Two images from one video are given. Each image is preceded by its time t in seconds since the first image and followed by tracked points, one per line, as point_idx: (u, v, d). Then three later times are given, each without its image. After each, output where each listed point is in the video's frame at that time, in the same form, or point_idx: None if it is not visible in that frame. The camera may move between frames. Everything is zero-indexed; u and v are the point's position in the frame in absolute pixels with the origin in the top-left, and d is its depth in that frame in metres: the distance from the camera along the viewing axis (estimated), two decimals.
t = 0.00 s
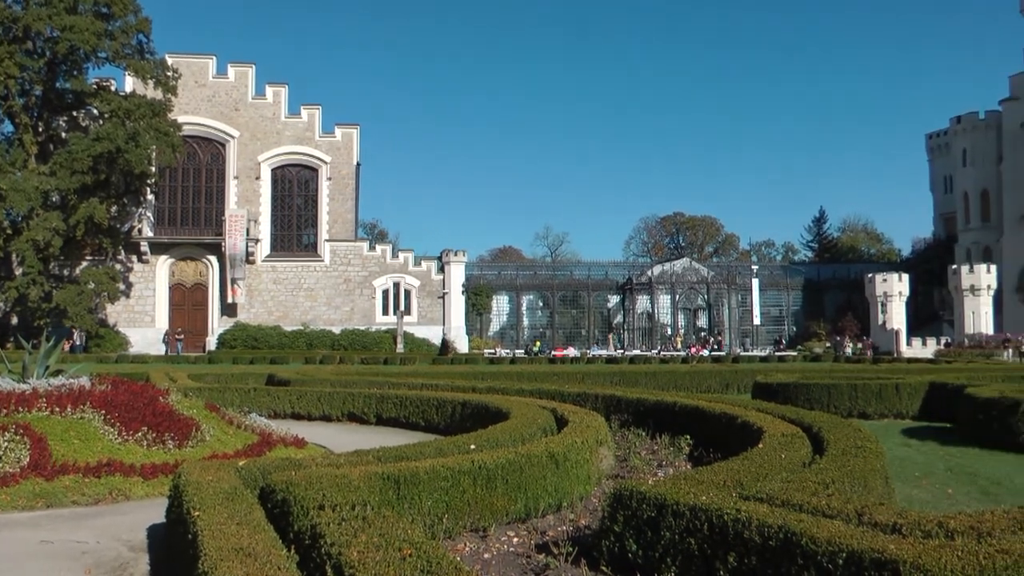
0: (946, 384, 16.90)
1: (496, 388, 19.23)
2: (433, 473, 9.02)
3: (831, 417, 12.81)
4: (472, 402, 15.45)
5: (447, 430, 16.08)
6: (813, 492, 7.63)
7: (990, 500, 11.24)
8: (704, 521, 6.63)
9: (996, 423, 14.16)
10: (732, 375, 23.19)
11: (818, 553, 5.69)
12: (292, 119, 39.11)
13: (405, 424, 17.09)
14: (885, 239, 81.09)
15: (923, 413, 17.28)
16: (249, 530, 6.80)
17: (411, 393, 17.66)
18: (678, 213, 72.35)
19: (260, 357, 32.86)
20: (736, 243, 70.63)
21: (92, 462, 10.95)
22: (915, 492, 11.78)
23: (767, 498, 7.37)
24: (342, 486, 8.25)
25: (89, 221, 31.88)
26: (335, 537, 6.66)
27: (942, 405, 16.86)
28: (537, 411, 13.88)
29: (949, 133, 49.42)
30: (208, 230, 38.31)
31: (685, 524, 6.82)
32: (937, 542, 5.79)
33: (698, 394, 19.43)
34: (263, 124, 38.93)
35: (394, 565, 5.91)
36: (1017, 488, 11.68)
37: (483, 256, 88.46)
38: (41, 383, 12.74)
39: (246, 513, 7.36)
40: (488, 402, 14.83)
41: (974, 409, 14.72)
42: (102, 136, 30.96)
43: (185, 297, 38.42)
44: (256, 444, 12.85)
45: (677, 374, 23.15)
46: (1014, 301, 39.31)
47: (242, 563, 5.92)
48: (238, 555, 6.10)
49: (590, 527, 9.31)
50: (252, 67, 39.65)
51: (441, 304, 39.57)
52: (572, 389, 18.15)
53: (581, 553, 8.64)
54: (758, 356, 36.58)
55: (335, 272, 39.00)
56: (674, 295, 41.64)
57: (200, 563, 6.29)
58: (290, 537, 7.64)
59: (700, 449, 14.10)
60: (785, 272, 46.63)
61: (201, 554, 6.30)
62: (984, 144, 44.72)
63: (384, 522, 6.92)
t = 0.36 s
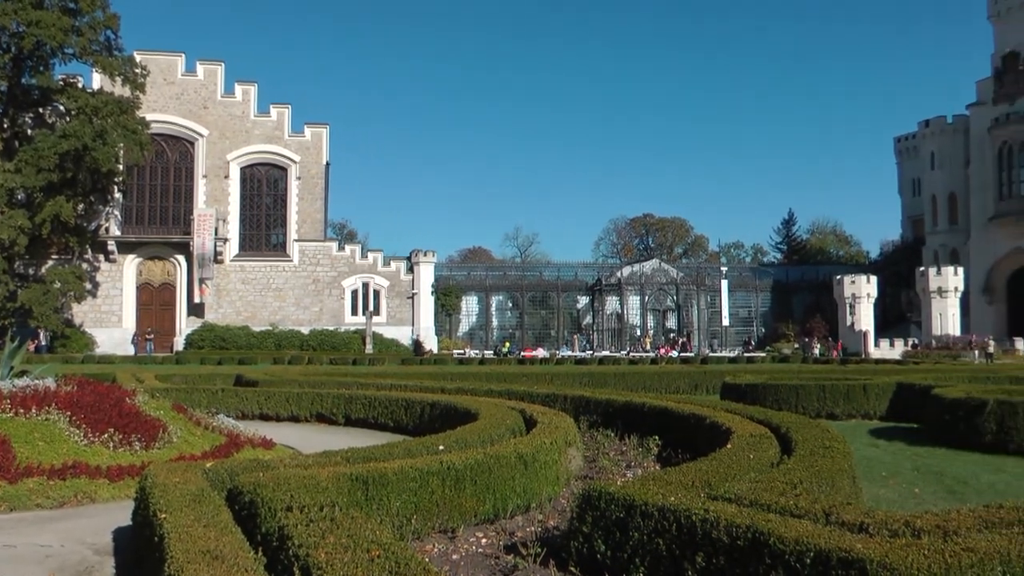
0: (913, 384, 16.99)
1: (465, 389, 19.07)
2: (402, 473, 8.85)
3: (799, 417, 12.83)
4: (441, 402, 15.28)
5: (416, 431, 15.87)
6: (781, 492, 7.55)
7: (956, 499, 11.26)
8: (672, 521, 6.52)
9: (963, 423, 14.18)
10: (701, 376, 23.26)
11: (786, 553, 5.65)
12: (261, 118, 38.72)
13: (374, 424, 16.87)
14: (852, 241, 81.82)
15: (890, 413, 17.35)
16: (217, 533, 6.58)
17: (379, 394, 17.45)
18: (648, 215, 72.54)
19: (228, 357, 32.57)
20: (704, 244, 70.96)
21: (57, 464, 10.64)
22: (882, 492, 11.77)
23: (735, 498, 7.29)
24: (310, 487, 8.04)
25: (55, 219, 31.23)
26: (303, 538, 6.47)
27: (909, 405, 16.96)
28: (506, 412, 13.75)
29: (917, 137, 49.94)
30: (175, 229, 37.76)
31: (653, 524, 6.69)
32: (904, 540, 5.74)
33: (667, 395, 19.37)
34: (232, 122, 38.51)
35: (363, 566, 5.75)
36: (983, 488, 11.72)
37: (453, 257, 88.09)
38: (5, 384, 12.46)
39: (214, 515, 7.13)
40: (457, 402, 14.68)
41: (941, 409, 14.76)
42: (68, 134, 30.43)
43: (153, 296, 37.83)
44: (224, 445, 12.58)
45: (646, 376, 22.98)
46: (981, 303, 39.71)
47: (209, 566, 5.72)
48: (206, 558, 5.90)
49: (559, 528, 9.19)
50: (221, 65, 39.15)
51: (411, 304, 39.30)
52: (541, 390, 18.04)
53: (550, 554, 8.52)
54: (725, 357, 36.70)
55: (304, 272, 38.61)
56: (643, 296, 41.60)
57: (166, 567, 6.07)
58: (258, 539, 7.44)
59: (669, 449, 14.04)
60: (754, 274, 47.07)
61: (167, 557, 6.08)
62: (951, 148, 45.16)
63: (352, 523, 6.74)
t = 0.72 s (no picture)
0: (873, 385, 17.12)
1: (426, 390, 18.88)
2: (363, 474, 8.71)
3: (760, 418, 12.87)
4: (402, 403, 15.11)
5: (377, 432, 15.69)
6: (742, 492, 7.53)
7: (914, 499, 11.34)
8: (633, 522, 6.51)
9: (922, 423, 14.32)
10: (663, 377, 23.28)
11: (746, 552, 5.65)
12: (222, 116, 38.22)
13: (334, 426, 16.65)
14: (815, 244, 82.65)
15: (849, 414, 17.48)
16: (176, 535, 6.39)
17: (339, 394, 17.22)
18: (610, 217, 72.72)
19: (189, 357, 32.15)
20: (666, 245, 71.22)
21: (12, 467, 10.33)
22: (841, 492, 11.79)
23: (696, 498, 7.28)
24: (270, 489, 7.87)
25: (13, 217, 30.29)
26: (263, 541, 6.31)
27: (869, 406, 17.10)
28: (468, 413, 13.63)
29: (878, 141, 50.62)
30: (135, 228, 37.10)
31: (614, 525, 6.68)
32: (863, 539, 5.75)
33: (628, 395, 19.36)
34: (193, 120, 37.95)
35: (322, 568, 5.62)
36: (941, 488, 11.81)
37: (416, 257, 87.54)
38: None
39: (173, 518, 6.94)
40: (419, 404, 14.52)
41: (901, 409, 14.86)
42: (26, 130, 29.75)
43: (112, 296, 37.12)
44: (184, 447, 12.30)
45: (608, 377, 22.95)
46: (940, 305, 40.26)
47: (167, 569, 5.54)
48: (164, 562, 5.71)
49: (520, 528, 9.14)
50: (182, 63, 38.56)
51: (372, 305, 39.05)
52: (502, 391, 17.91)
53: (511, 555, 8.44)
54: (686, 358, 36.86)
55: (265, 272, 38.16)
56: (604, 297, 41.63)
57: (123, 571, 5.86)
58: (218, 542, 7.25)
59: (630, 450, 14.01)
60: (715, 276, 47.44)
61: (124, 561, 5.89)
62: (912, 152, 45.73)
63: (313, 524, 6.59)
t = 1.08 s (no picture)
0: (839, 385, 17.12)
1: (394, 390, 18.57)
2: (329, 475, 8.45)
3: (728, 418, 12.76)
4: (370, 404, 14.83)
5: (344, 433, 15.40)
6: (709, 492, 7.43)
7: (881, 498, 11.30)
8: (600, 523, 6.41)
9: (888, 425, 14.28)
10: (630, 378, 23.16)
11: (713, 552, 5.58)
12: (189, 114, 37.59)
13: (301, 426, 16.32)
14: (781, 245, 83.38)
15: (816, 414, 17.47)
16: (141, 538, 6.09)
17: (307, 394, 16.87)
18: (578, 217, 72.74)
19: (155, 357, 31.51)
20: (634, 247, 71.37)
21: None
22: (809, 492, 11.70)
23: (663, 498, 7.16)
24: (236, 491, 7.59)
25: None
26: (229, 542, 6.03)
27: (836, 406, 17.11)
28: (435, 413, 13.39)
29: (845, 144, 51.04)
30: (101, 227, 36.31)
31: (581, 526, 6.59)
32: (830, 538, 5.68)
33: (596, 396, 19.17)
34: (159, 118, 37.27)
35: (289, 570, 5.38)
36: (907, 488, 11.78)
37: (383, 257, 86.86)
38: None
39: (138, 520, 6.64)
40: (386, 404, 14.26)
41: (868, 409, 14.81)
42: None
43: (77, 296, 36.33)
44: (149, 448, 11.94)
45: (575, 377, 22.80)
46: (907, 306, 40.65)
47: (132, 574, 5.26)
48: (129, 565, 5.42)
49: (486, 528, 8.98)
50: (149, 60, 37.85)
51: (339, 305, 38.52)
52: (470, 392, 17.64)
53: (478, 556, 8.25)
54: (656, 359, 36.77)
55: (231, 272, 37.61)
56: (573, 298, 41.65)
57: None
58: (183, 544, 6.93)
59: (597, 450, 13.85)
60: (683, 277, 47.71)
61: (86, 566, 5.58)
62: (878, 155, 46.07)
63: (280, 525, 6.33)
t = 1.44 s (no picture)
0: (808, 386, 17.17)
1: (363, 390, 18.34)
2: (297, 476, 8.27)
3: (697, 419, 12.69)
4: (338, 405, 14.64)
5: (313, 434, 15.19)
6: (678, 493, 7.38)
7: (849, 498, 11.31)
8: (569, 524, 6.37)
9: (856, 425, 14.30)
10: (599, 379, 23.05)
11: (682, 553, 5.57)
12: (158, 112, 36.99)
13: (269, 427, 16.07)
14: (750, 247, 83.99)
15: (785, 415, 17.51)
16: (107, 542, 5.89)
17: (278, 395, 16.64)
18: (548, 218, 72.78)
19: (122, 358, 30.92)
20: (604, 247, 71.51)
21: None
22: (777, 492, 11.68)
23: (631, 499, 7.11)
24: (204, 493, 7.38)
25: None
26: (196, 545, 5.84)
27: (804, 407, 17.16)
28: (404, 414, 13.21)
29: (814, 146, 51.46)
30: (67, 226, 35.60)
31: (551, 527, 6.54)
32: (798, 538, 5.66)
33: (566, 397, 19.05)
34: (127, 116, 36.67)
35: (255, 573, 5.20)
36: (875, 487, 11.82)
37: (352, 258, 86.22)
38: None
39: (104, 522, 6.42)
40: (355, 405, 14.07)
41: (836, 410, 14.83)
42: None
43: (43, 296, 35.66)
44: (116, 450, 11.65)
45: (544, 378, 22.64)
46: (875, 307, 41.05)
47: None
48: (94, 569, 5.21)
49: (455, 530, 8.88)
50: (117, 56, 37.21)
51: (308, 306, 38.23)
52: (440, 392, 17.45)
53: (447, 557, 8.14)
54: (626, 360, 36.80)
55: (199, 272, 37.10)
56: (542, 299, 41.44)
57: None
58: (150, 548, 6.71)
59: (566, 451, 13.76)
60: (652, 277, 47.72)
61: (48, 570, 5.37)
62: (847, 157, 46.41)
63: (247, 527, 6.15)
